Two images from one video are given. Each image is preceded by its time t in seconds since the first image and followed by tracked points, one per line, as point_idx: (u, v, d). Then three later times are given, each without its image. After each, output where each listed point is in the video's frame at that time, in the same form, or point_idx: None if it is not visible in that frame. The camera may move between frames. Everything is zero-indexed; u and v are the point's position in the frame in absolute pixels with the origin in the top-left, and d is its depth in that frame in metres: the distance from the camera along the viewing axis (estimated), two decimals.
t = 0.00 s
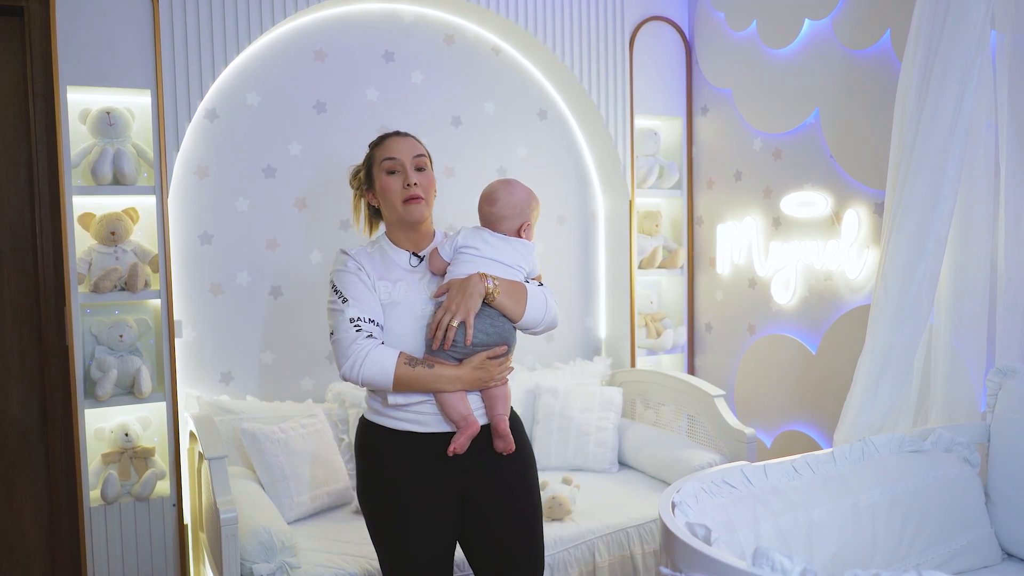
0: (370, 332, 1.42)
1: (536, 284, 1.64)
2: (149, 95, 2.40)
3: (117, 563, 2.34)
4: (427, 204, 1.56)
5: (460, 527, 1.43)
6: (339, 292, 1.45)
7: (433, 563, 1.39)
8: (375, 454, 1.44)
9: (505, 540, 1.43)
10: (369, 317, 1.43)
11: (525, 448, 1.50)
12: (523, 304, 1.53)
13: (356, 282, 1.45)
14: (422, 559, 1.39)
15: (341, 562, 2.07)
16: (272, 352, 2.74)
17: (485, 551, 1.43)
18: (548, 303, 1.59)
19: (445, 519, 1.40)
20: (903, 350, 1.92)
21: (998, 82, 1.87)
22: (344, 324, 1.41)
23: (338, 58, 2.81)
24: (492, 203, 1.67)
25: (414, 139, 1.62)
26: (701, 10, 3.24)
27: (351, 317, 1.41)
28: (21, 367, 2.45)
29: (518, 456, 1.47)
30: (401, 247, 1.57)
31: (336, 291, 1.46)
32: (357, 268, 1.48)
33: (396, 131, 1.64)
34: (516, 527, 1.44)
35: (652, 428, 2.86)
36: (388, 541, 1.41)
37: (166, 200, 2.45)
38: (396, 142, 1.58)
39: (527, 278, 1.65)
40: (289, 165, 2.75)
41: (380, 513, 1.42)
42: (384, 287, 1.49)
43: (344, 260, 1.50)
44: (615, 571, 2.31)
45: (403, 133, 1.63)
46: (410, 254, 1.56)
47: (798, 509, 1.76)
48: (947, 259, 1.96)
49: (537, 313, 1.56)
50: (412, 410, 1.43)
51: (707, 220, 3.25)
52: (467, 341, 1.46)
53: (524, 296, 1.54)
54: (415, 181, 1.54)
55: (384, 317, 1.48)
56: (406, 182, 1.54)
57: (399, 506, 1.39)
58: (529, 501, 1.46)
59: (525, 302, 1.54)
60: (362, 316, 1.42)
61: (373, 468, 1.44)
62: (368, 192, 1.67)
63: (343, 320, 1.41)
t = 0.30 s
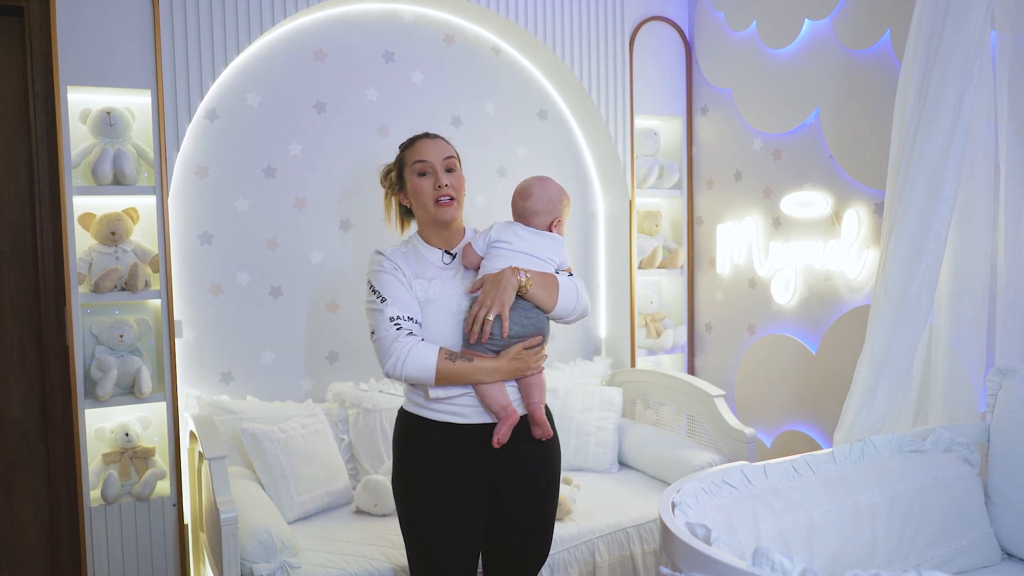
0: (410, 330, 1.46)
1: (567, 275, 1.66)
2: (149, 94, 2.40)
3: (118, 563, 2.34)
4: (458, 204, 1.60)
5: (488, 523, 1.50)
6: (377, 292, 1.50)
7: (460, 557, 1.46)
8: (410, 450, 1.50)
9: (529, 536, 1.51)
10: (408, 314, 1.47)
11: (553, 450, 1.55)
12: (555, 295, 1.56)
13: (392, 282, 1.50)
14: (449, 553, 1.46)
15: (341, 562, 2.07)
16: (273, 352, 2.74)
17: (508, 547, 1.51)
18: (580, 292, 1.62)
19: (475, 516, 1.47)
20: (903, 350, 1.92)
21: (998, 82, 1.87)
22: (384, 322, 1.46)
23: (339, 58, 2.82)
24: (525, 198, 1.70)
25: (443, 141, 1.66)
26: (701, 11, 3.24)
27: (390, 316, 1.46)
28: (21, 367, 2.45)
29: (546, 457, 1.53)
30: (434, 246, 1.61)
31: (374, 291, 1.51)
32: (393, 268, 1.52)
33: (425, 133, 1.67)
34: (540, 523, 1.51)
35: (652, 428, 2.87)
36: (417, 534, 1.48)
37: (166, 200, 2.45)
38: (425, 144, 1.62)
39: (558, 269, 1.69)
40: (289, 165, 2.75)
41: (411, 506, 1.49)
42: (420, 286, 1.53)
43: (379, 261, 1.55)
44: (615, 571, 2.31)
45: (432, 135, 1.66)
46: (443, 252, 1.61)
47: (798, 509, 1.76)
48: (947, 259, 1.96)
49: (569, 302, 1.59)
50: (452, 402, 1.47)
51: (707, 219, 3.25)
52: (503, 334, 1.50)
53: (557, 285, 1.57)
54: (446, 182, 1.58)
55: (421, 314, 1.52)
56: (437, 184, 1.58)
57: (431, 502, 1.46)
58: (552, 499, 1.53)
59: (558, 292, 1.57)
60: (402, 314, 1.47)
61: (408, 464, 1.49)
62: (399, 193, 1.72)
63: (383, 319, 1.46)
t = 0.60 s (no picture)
0: (438, 329, 1.47)
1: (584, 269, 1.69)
2: (149, 93, 2.40)
3: (117, 562, 2.34)
4: (478, 205, 1.61)
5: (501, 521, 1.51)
6: (402, 291, 1.49)
7: (473, 554, 1.46)
8: (430, 445, 1.49)
9: (539, 534, 1.52)
10: (435, 313, 1.47)
11: (568, 453, 1.56)
12: (576, 287, 1.59)
13: (417, 281, 1.50)
14: (462, 549, 1.46)
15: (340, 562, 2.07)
16: (273, 352, 2.74)
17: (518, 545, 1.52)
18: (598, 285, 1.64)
19: (490, 514, 1.47)
20: (903, 350, 1.92)
21: (998, 82, 1.87)
22: (412, 321, 1.46)
23: (339, 58, 2.82)
24: (541, 195, 1.72)
25: (461, 142, 1.66)
26: (701, 11, 3.24)
27: (418, 315, 1.46)
28: (21, 367, 2.45)
29: (561, 459, 1.54)
30: (454, 246, 1.62)
31: (398, 289, 1.50)
32: (417, 267, 1.52)
33: (444, 134, 1.68)
34: (550, 523, 1.53)
35: (652, 428, 2.87)
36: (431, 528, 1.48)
37: (165, 200, 2.45)
38: (444, 145, 1.62)
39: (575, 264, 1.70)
40: (289, 165, 2.75)
41: (426, 500, 1.49)
42: (444, 285, 1.53)
43: (402, 259, 1.54)
44: (616, 571, 2.31)
45: (451, 136, 1.67)
46: (464, 251, 1.61)
47: (798, 509, 1.77)
48: (947, 259, 1.96)
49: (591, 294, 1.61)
50: (475, 400, 1.47)
51: (707, 219, 3.25)
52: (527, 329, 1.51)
53: (577, 279, 1.60)
54: (466, 183, 1.58)
55: (446, 313, 1.52)
56: (457, 185, 1.59)
57: (448, 499, 1.46)
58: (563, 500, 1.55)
59: (578, 285, 1.59)
60: (429, 313, 1.47)
61: (427, 459, 1.49)
62: (418, 193, 1.72)
63: (411, 318, 1.46)
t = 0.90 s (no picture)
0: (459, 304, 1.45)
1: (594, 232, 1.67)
2: (149, 94, 2.40)
3: (117, 562, 2.34)
4: (489, 195, 1.60)
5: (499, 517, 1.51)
6: (419, 271, 1.48)
7: (472, 551, 1.47)
8: (435, 438, 1.49)
9: (537, 534, 1.53)
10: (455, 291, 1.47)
11: (568, 451, 1.57)
12: (595, 248, 1.58)
13: (435, 262, 1.50)
14: (460, 545, 1.46)
15: (340, 562, 2.07)
16: (273, 352, 2.74)
17: (515, 542, 1.53)
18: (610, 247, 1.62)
19: (491, 512, 1.47)
20: (904, 350, 1.92)
21: (998, 82, 1.87)
22: (433, 296, 1.44)
23: (339, 58, 2.81)
24: (547, 162, 1.73)
25: (469, 135, 1.65)
26: (701, 11, 3.24)
27: (439, 290, 1.44)
28: (21, 366, 2.45)
29: (562, 460, 1.54)
30: (467, 237, 1.62)
31: (415, 270, 1.49)
32: (434, 252, 1.52)
33: (452, 128, 1.67)
34: (548, 523, 1.54)
35: (652, 428, 2.87)
36: (431, 522, 1.47)
37: (165, 200, 2.45)
38: (453, 139, 1.62)
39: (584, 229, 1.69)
40: (290, 165, 2.75)
41: (427, 495, 1.48)
42: (459, 270, 1.54)
43: (416, 246, 1.54)
44: (616, 571, 2.32)
45: (457, 129, 1.66)
46: (477, 243, 1.61)
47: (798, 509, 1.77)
48: (947, 259, 1.97)
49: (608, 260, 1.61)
50: (478, 395, 1.47)
51: (707, 219, 3.26)
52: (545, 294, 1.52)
53: (595, 239, 1.59)
54: (476, 175, 1.57)
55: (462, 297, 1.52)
56: (467, 178, 1.57)
57: (451, 496, 1.45)
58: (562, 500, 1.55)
59: (597, 245, 1.59)
60: (449, 290, 1.46)
61: (431, 453, 1.48)
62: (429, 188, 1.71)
63: (432, 293, 1.44)
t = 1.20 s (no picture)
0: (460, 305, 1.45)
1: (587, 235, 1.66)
2: (149, 93, 2.40)
3: (117, 562, 2.34)
4: (478, 198, 1.62)
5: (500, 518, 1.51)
6: (418, 275, 1.47)
7: (473, 552, 1.47)
8: (435, 438, 1.49)
9: (538, 535, 1.53)
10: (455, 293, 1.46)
11: (569, 453, 1.56)
12: (595, 253, 1.59)
13: (433, 265, 1.49)
14: (460, 546, 1.46)
15: (340, 562, 2.07)
16: (273, 352, 2.74)
17: (515, 543, 1.53)
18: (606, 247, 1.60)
19: (491, 514, 1.47)
20: (903, 350, 1.92)
21: (998, 82, 1.87)
22: (434, 297, 1.43)
23: (338, 58, 2.81)
24: (530, 157, 1.73)
25: (451, 139, 1.66)
26: (701, 11, 3.24)
27: (439, 292, 1.44)
28: (21, 366, 2.45)
29: (563, 462, 1.54)
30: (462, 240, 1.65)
31: (414, 274, 1.48)
32: (431, 255, 1.52)
33: (432, 133, 1.67)
34: (549, 525, 1.54)
35: (652, 428, 2.87)
36: (431, 523, 1.48)
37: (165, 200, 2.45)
38: (435, 146, 1.62)
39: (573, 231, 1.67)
40: (290, 165, 2.75)
41: (428, 495, 1.49)
42: (457, 273, 1.54)
43: (413, 251, 1.54)
44: (616, 571, 2.32)
45: (438, 134, 1.66)
46: (471, 244, 1.63)
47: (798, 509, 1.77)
48: (947, 259, 1.97)
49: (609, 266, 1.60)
50: (477, 397, 1.46)
51: (707, 219, 3.26)
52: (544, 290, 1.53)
53: (596, 241, 1.59)
54: (463, 181, 1.59)
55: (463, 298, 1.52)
56: (454, 184, 1.59)
57: (451, 497, 1.45)
58: (563, 502, 1.55)
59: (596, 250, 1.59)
60: (449, 291, 1.45)
61: (431, 454, 1.49)
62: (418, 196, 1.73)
63: (433, 294, 1.43)
